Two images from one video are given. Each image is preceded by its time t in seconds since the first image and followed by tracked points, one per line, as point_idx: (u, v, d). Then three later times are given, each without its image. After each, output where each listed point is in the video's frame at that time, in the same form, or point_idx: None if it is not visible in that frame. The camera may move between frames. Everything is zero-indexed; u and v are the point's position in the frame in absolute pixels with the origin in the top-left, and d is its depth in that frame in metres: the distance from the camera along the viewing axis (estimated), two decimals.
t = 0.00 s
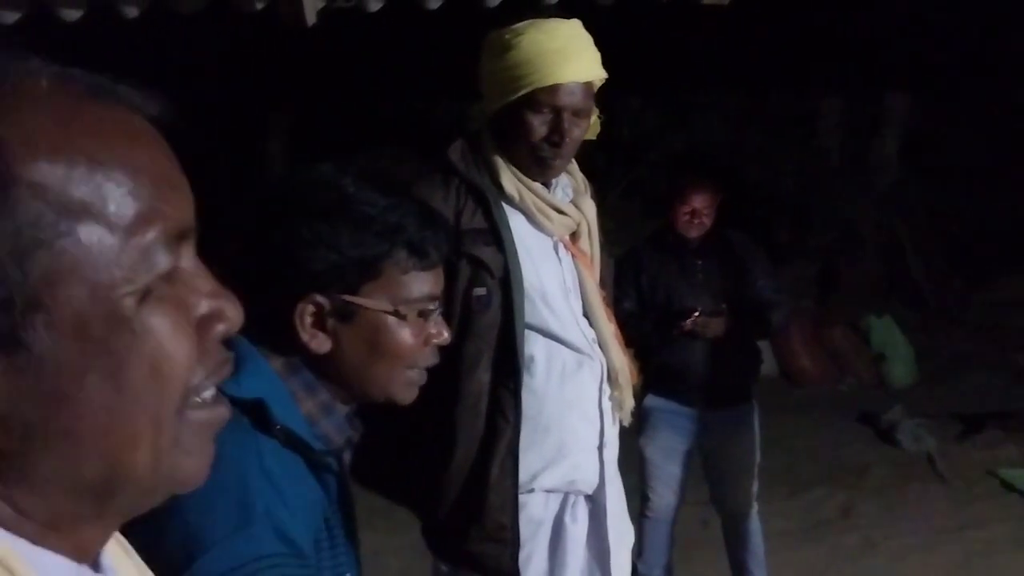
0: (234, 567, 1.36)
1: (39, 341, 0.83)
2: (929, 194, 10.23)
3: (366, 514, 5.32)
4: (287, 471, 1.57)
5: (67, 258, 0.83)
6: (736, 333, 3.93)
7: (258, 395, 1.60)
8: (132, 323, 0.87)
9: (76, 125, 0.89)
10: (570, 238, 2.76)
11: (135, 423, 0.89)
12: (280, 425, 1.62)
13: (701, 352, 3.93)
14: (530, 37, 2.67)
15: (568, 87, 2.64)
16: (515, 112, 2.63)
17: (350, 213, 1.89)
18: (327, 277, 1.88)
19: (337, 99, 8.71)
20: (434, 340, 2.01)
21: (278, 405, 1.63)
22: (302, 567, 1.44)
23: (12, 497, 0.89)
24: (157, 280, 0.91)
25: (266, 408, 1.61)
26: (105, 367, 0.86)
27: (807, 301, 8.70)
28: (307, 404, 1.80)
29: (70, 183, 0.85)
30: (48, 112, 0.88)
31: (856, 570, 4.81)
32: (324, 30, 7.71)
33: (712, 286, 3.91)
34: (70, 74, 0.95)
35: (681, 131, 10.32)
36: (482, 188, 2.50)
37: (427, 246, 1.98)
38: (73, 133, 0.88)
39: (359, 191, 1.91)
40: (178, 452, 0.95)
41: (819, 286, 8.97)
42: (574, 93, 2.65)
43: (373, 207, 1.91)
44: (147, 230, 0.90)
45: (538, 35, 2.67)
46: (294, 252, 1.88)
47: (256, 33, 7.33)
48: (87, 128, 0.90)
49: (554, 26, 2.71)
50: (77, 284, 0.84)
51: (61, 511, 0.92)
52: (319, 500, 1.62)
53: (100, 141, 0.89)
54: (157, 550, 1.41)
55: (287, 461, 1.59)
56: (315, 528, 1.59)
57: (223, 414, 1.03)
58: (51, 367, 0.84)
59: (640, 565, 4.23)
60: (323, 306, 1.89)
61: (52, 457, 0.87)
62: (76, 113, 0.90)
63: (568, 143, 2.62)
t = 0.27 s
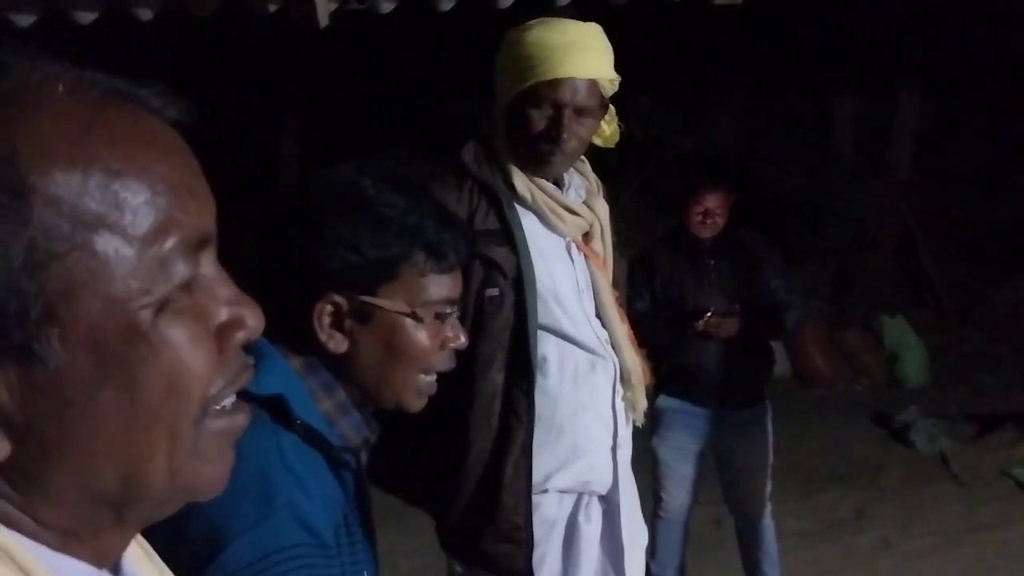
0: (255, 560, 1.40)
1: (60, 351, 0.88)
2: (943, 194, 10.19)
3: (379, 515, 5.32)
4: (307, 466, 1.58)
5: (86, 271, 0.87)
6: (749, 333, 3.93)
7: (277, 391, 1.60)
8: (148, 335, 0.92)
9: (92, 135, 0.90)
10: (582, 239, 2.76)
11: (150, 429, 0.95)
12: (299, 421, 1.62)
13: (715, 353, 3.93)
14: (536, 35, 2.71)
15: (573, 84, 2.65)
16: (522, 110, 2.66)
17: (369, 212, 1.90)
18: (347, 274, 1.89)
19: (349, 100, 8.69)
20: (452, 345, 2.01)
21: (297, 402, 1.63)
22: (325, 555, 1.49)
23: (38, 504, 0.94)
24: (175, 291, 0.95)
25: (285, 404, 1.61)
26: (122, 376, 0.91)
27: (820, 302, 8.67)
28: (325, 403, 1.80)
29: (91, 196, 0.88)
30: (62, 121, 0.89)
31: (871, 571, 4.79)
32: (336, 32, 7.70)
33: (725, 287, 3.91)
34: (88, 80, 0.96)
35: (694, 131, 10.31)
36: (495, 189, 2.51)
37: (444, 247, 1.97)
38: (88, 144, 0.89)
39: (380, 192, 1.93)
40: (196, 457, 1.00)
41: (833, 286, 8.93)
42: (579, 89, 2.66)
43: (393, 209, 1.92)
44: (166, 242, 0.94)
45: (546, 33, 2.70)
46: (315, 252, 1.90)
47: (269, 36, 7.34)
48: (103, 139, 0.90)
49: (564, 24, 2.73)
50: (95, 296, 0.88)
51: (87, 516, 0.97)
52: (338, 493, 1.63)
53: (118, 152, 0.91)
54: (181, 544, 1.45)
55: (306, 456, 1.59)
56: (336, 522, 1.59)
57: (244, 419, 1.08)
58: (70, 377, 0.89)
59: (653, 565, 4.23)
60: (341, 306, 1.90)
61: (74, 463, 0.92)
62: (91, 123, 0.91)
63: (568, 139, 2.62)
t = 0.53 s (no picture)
0: (275, 550, 1.41)
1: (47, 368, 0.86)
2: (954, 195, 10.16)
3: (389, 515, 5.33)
4: (328, 460, 1.59)
5: (77, 283, 0.86)
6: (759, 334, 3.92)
7: (299, 387, 1.63)
8: (142, 352, 0.90)
9: (90, 140, 0.88)
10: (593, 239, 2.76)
11: (145, 449, 0.93)
12: (319, 416, 1.64)
13: (725, 353, 3.91)
14: (543, 34, 2.71)
15: (580, 83, 2.65)
16: (529, 109, 2.67)
17: (390, 214, 1.90)
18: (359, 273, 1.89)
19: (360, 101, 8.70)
20: (469, 348, 2.02)
21: (317, 397, 1.65)
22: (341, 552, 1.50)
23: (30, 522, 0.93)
24: (174, 305, 0.93)
25: (306, 400, 1.63)
26: (114, 395, 0.89)
27: (831, 301, 8.64)
28: (344, 402, 1.82)
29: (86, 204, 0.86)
30: (59, 124, 0.87)
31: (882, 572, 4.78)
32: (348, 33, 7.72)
33: (735, 287, 3.92)
34: (93, 83, 0.95)
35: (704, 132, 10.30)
36: (505, 189, 2.51)
37: (464, 251, 1.99)
38: (86, 148, 0.88)
39: (401, 194, 1.93)
40: (196, 478, 0.98)
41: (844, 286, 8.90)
42: (586, 89, 2.66)
43: (412, 211, 1.92)
44: (169, 249, 0.93)
45: (554, 33, 2.70)
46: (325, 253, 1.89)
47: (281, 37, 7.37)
48: (100, 143, 0.89)
49: (572, 24, 2.74)
50: (87, 312, 0.87)
51: (84, 536, 0.95)
52: (356, 488, 1.64)
53: (119, 158, 0.90)
54: (196, 541, 1.44)
55: (326, 451, 1.61)
56: (354, 519, 1.59)
57: (250, 438, 1.05)
58: (59, 395, 0.87)
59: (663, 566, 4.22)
60: (361, 305, 1.90)
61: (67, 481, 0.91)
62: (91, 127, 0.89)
63: (574, 138, 2.62)
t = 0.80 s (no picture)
0: (287, 541, 1.41)
1: (47, 377, 0.87)
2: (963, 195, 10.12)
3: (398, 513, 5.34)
4: (341, 456, 1.59)
5: (79, 290, 0.87)
6: (767, 334, 3.92)
7: (314, 383, 1.63)
8: (144, 361, 0.91)
9: (93, 145, 0.89)
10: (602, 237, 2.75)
11: (146, 458, 0.94)
12: (334, 414, 1.65)
13: (733, 354, 3.90)
14: (552, 34, 2.71)
15: (589, 84, 2.65)
16: (538, 109, 2.67)
17: (412, 217, 1.91)
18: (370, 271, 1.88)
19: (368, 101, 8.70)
20: (482, 353, 2.02)
21: (332, 395, 1.66)
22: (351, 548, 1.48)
23: (30, 527, 0.94)
24: (177, 313, 0.94)
25: (322, 397, 1.64)
26: (114, 404, 0.90)
27: (839, 302, 8.63)
28: (357, 401, 1.82)
29: (88, 212, 0.87)
30: (61, 130, 0.88)
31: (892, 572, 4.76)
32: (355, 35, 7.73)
33: (743, 287, 3.92)
34: (96, 87, 0.95)
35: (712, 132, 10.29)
36: (514, 189, 2.51)
37: (484, 257, 2.00)
38: (89, 154, 0.89)
39: (423, 199, 1.94)
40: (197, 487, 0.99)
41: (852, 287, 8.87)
42: (595, 89, 2.66)
43: (435, 215, 1.93)
44: (174, 254, 0.94)
45: (562, 33, 2.70)
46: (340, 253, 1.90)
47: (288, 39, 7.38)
48: (104, 150, 0.90)
49: (581, 24, 2.73)
50: (89, 321, 0.88)
51: (85, 542, 0.97)
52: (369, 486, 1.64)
53: (122, 164, 0.90)
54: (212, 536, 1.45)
55: (339, 447, 1.61)
56: (366, 516, 1.59)
57: (254, 443, 1.07)
58: (60, 402, 0.88)
59: (671, 566, 4.21)
60: (378, 306, 1.89)
61: (68, 489, 0.92)
62: (92, 131, 0.90)
63: (583, 138, 2.62)
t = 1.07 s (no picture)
0: (310, 533, 1.40)
1: (54, 380, 0.87)
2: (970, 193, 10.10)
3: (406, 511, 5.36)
4: (356, 452, 1.58)
5: (86, 293, 0.87)
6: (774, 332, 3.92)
7: (327, 381, 1.65)
8: (152, 364, 0.91)
9: (99, 148, 0.90)
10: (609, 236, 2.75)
11: (153, 461, 0.94)
12: (348, 409, 1.66)
13: (739, 352, 3.90)
14: (560, 34, 2.71)
15: (598, 85, 2.66)
16: (546, 109, 2.67)
17: (433, 222, 1.92)
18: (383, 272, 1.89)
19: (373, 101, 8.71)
20: (492, 359, 2.02)
21: (345, 392, 1.68)
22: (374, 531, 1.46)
23: (38, 529, 0.94)
24: (185, 316, 0.94)
25: (336, 393, 1.66)
26: (122, 408, 0.90)
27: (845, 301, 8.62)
28: (367, 400, 1.82)
29: (94, 215, 0.88)
30: (67, 132, 0.89)
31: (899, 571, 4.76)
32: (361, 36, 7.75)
33: (749, 286, 3.92)
34: (102, 88, 0.96)
35: (717, 130, 10.27)
36: (521, 188, 2.52)
37: (501, 266, 2.01)
38: (96, 156, 0.89)
39: (444, 205, 1.96)
40: (206, 489, 0.99)
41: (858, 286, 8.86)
42: (603, 90, 2.66)
43: (456, 223, 1.95)
44: (182, 256, 0.94)
45: (571, 33, 2.70)
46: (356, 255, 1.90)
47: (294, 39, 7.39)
48: (109, 153, 0.90)
49: (588, 23, 2.73)
50: (96, 324, 0.88)
51: (92, 545, 0.97)
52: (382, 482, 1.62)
53: (129, 166, 0.91)
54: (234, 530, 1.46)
55: (354, 442, 1.61)
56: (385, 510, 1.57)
57: (262, 446, 1.06)
58: (68, 406, 0.88)
59: (678, 566, 4.21)
60: (394, 309, 1.89)
61: (75, 491, 0.93)
62: (98, 134, 0.91)
63: (592, 139, 2.63)
